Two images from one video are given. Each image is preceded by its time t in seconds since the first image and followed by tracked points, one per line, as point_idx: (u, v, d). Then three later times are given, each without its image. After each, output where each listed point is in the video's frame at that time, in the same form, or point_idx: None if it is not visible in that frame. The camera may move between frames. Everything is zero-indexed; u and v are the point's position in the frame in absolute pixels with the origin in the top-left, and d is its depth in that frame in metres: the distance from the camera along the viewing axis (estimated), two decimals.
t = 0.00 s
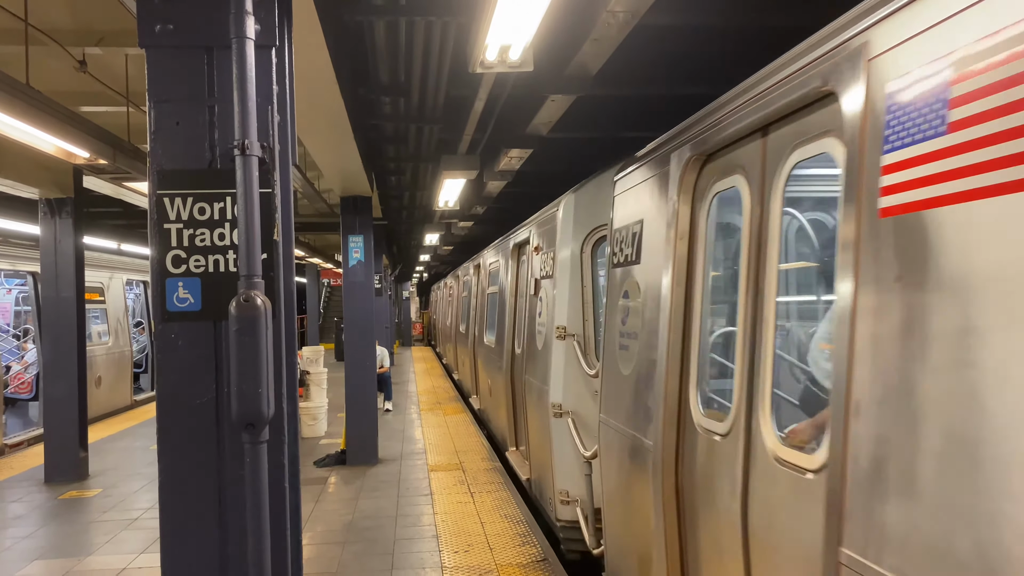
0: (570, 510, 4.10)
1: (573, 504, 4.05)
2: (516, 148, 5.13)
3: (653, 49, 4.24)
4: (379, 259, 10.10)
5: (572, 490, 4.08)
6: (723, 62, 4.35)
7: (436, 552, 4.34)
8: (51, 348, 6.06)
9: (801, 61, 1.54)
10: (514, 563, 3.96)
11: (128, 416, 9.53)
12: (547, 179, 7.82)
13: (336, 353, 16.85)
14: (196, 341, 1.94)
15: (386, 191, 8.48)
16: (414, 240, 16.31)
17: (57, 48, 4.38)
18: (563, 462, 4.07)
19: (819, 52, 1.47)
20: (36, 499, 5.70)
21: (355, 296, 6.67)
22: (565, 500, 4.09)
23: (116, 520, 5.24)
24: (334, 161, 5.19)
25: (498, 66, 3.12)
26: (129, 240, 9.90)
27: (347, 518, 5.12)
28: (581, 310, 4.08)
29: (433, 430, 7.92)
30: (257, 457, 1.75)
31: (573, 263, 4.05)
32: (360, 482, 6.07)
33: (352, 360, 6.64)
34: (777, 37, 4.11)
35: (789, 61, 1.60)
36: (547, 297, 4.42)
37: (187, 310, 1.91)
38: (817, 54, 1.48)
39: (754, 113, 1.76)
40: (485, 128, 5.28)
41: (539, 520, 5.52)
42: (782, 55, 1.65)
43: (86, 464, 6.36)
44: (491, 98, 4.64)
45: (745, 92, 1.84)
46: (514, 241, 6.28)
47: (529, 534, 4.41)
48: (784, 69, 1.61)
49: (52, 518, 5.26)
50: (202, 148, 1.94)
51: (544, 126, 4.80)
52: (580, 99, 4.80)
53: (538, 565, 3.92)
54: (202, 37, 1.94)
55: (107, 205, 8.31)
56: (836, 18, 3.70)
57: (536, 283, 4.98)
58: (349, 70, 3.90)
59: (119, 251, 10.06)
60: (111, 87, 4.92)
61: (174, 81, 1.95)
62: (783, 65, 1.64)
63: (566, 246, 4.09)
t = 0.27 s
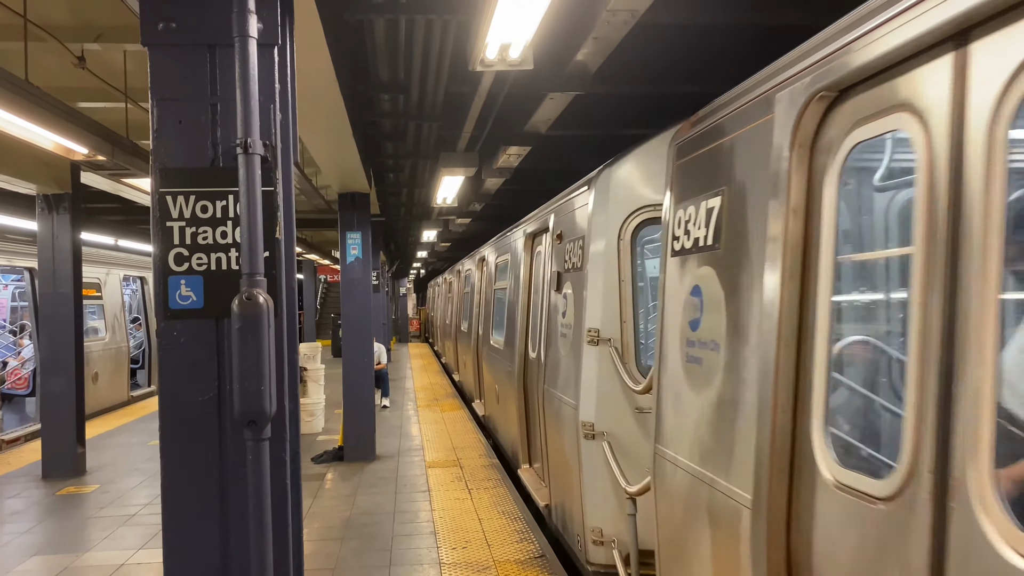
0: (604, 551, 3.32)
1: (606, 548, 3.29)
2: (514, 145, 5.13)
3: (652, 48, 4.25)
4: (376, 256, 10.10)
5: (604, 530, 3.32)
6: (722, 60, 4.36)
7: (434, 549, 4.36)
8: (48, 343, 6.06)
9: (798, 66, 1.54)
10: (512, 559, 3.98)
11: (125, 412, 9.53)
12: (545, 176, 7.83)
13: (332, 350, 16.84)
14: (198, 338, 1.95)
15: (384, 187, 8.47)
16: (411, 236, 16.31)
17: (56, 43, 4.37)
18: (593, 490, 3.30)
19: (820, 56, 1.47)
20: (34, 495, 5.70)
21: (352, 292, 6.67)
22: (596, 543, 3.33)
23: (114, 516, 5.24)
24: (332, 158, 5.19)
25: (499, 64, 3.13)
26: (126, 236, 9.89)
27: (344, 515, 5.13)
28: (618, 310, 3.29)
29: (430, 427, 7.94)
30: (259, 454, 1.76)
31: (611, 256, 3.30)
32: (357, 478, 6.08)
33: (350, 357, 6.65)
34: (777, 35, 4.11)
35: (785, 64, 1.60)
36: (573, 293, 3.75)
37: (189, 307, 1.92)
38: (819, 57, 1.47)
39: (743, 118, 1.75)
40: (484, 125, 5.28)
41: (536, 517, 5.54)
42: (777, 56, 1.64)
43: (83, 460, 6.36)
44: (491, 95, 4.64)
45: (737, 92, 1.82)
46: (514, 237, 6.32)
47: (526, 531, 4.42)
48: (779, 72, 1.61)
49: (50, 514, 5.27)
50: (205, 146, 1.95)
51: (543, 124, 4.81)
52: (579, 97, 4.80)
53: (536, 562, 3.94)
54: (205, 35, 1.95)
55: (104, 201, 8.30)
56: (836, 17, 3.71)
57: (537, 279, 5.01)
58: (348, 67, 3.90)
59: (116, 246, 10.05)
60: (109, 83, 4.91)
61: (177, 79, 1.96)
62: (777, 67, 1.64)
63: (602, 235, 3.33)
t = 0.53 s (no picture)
0: None
1: None
2: (512, 143, 5.14)
3: (650, 46, 4.25)
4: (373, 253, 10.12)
5: None
6: (719, 58, 4.36)
7: (431, 545, 4.37)
8: (45, 340, 6.05)
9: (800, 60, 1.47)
10: (509, 556, 3.99)
11: (122, 409, 9.54)
12: (543, 173, 7.84)
13: (329, 347, 16.84)
14: (201, 336, 1.96)
15: (381, 185, 8.47)
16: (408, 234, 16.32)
17: (53, 40, 4.37)
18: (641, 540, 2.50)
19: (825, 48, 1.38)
20: (31, 492, 5.70)
21: (350, 289, 6.68)
22: None
23: (111, 513, 5.24)
24: (330, 155, 5.19)
25: (498, 63, 3.13)
26: (123, 233, 9.89)
27: (342, 511, 5.14)
28: (678, 309, 2.39)
29: (427, 424, 7.95)
30: (262, 452, 1.76)
31: (666, 246, 2.44)
32: (355, 475, 6.09)
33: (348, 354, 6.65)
34: (774, 34, 4.12)
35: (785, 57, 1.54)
36: (611, 288, 3.03)
37: (191, 305, 1.93)
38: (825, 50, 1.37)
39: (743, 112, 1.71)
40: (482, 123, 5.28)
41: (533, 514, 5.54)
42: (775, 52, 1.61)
43: (80, 457, 6.35)
44: (489, 93, 4.64)
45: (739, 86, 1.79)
46: (512, 235, 6.34)
47: (523, 528, 4.43)
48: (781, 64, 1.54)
49: (47, 511, 5.26)
50: (207, 144, 1.95)
51: (541, 122, 4.81)
52: (577, 95, 4.81)
53: (534, 559, 3.95)
54: (208, 34, 1.95)
55: (102, 198, 8.29)
56: (833, 17, 3.72)
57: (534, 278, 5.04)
58: (347, 64, 3.90)
59: (113, 243, 10.04)
60: (107, 79, 4.90)
61: (179, 77, 1.96)
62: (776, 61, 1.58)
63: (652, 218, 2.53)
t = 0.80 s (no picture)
0: None
1: None
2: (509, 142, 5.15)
3: (646, 46, 4.27)
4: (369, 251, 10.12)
5: None
6: (715, 58, 4.38)
7: (429, 543, 4.38)
8: (42, 339, 6.04)
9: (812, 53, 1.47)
10: (507, 553, 4.00)
11: (119, 407, 9.54)
12: (539, 172, 7.85)
13: (325, 346, 16.83)
14: (201, 335, 1.97)
15: (378, 183, 8.47)
16: (404, 232, 16.34)
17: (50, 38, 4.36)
18: None
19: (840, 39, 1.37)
20: (27, 490, 5.70)
21: (346, 288, 6.68)
22: None
23: (108, 511, 5.24)
24: (326, 154, 5.19)
25: (496, 62, 3.14)
26: (119, 231, 9.88)
27: (339, 510, 5.15)
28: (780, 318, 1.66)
29: (424, 422, 7.96)
30: (263, 451, 1.77)
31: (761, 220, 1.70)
32: (352, 473, 6.10)
33: (344, 352, 6.66)
34: (770, 34, 4.14)
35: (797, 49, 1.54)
36: (668, 285, 2.32)
37: (192, 304, 1.93)
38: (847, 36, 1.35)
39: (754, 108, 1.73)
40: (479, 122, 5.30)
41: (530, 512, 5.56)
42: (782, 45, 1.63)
43: (77, 456, 6.35)
44: (486, 92, 4.65)
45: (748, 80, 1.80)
46: (508, 233, 6.37)
47: (520, 525, 4.45)
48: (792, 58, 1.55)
49: (43, 509, 5.26)
50: (207, 143, 1.96)
51: (538, 121, 4.82)
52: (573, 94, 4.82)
53: (531, 556, 3.96)
54: (209, 34, 1.96)
55: (97, 196, 8.28)
56: (829, 17, 3.74)
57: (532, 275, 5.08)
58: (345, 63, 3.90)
59: (108, 241, 10.02)
60: (104, 78, 4.90)
61: (180, 76, 1.97)
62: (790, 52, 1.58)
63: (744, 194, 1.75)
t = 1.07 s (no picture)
0: None
1: None
2: (506, 142, 5.16)
3: (644, 46, 4.28)
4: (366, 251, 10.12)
5: None
6: (712, 58, 4.40)
7: (426, 543, 4.38)
8: (38, 340, 6.03)
9: (837, 41, 1.49)
10: (505, 553, 4.01)
11: (115, 407, 9.53)
12: (536, 172, 7.86)
13: (322, 346, 16.83)
14: (201, 335, 1.97)
15: (375, 182, 8.47)
16: (401, 232, 16.33)
17: (47, 38, 4.36)
18: None
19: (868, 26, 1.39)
20: (25, 490, 5.69)
21: (344, 288, 6.69)
22: None
23: (105, 511, 5.24)
24: (323, 153, 5.19)
25: (494, 62, 3.15)
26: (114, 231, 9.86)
27: (337, 509, 5.16)
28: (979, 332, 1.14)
29: (421, 421, 7.97)
30: (263, 450, 1.77)
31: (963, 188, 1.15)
32: (349, 473, 6.10)
33: (342, 352, 6.67)
34: (767, 34, 4.16)
35: (818, 40, 1.56)
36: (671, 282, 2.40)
37: (192, 304, 1.94)
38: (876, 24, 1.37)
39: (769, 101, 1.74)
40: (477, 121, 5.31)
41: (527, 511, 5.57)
42: (797, 38, 1.65)
43: (74, 456, 6.35)
44: (484, 91, 4.66)
45: (759, 74, 1.82)
46: (505, 232, 6.38)
47: (518, 525, 4.45)
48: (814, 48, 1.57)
49: (40, 510, 5.25)
50: (207, 143, 1.97)
51: (535, 121, 4.83)
52: (571, 94, 4.84)
53: (529, 555, 3.97)
54: (208, 34, 1.97)
55: (93, 196, 8.27)
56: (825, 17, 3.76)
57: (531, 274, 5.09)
58: (343, 62, 3.90)
59: (105, 241, 10.00)
60: (100, 77, 4.90)
61: (180, 76, 1.97)
62: (809, 43, 1.60)
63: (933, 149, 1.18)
